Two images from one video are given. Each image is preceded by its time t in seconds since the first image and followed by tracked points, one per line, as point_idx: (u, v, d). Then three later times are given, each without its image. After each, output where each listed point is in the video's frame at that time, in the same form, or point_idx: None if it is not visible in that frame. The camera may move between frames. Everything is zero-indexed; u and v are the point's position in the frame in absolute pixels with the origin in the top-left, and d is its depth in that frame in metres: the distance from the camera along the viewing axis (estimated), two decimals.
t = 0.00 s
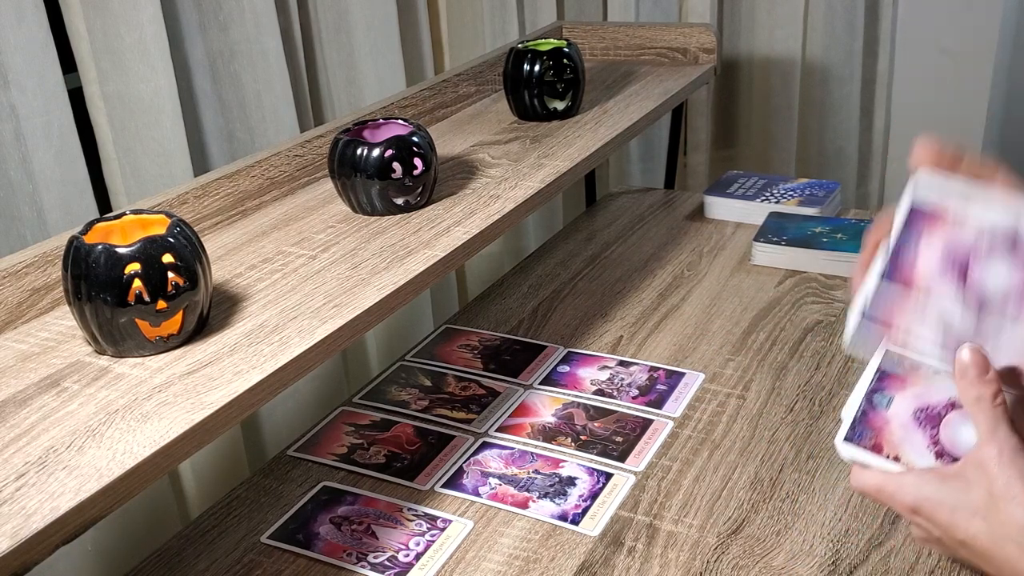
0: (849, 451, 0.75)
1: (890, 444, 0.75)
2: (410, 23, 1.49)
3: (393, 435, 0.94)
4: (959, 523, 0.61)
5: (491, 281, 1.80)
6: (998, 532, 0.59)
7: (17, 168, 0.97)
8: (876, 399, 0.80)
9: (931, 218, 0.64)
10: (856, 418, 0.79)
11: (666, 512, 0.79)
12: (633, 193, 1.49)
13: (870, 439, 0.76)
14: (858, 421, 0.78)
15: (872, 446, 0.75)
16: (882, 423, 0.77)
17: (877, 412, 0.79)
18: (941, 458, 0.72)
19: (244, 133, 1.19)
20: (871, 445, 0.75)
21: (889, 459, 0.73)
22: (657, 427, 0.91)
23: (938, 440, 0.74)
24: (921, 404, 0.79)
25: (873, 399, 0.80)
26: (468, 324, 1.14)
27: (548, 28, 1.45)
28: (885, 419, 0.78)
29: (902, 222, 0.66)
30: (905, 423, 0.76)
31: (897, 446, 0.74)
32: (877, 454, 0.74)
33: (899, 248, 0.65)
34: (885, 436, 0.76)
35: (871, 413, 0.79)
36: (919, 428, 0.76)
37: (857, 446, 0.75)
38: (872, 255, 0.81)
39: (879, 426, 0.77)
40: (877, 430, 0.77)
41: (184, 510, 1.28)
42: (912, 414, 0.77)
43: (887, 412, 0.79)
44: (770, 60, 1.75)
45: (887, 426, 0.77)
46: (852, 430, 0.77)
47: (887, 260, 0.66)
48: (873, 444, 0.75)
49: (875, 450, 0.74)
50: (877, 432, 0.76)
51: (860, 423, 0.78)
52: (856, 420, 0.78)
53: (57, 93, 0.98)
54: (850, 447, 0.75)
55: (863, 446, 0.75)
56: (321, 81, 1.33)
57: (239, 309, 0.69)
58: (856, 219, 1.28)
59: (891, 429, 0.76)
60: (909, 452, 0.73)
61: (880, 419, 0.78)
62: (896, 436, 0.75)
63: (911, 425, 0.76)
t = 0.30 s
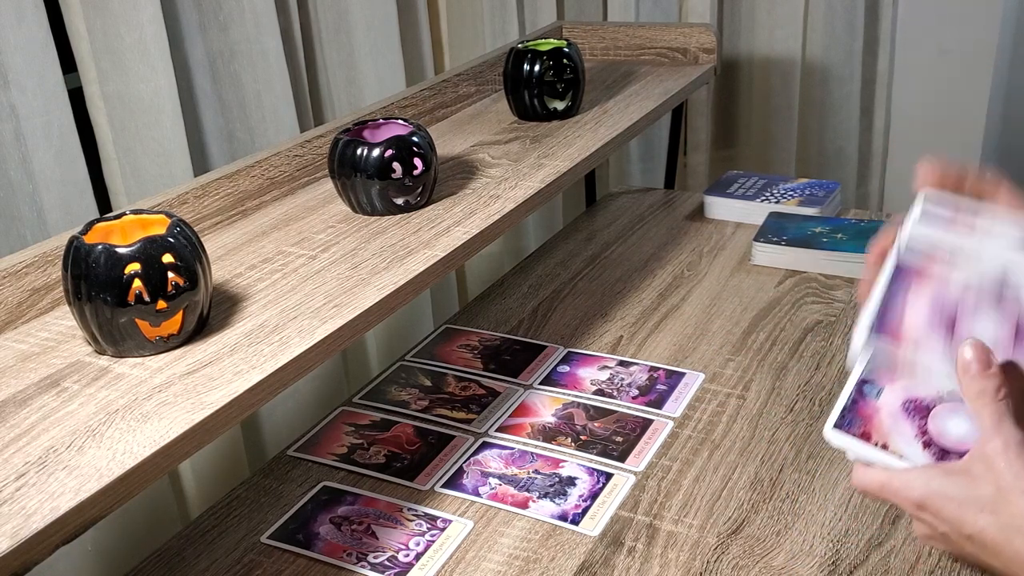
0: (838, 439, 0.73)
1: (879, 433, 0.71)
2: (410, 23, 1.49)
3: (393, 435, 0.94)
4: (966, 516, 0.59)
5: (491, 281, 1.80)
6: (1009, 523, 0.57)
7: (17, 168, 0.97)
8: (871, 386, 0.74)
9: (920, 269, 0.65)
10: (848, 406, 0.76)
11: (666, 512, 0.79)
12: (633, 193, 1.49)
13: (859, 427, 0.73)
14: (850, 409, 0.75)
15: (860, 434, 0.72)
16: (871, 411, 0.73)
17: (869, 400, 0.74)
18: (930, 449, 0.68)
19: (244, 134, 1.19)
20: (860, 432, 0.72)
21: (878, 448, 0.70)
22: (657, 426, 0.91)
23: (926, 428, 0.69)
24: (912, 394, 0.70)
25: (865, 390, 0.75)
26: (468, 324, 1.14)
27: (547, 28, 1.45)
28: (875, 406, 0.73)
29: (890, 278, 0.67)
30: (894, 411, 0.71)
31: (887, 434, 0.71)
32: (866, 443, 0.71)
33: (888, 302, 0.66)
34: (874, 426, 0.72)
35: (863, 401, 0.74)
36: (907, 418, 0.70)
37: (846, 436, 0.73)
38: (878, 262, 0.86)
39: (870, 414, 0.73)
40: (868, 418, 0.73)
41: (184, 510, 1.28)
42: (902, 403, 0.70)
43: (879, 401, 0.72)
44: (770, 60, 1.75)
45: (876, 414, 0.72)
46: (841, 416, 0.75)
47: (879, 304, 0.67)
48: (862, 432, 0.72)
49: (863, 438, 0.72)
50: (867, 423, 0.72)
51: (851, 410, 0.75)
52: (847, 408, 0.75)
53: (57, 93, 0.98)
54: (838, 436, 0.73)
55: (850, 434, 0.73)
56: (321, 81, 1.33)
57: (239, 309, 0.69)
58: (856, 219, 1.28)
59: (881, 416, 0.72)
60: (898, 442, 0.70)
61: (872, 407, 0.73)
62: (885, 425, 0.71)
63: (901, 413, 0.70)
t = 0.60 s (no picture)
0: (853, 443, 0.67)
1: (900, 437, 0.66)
2: (410, 24, 1.49)
3: (393, 435, 0.94)
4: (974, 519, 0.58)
5: (491, 282, 1.80)
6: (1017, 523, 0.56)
7: (17, 169, 0.97)
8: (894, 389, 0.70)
9: (944, 245, 0.67)
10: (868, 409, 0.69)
11: (666, 512, 0.79)
12: (633, 193, 1.49)
13: (880, 429, 0.67)
14: (871, 414, 0.69)
15: (884, 438, 0.66)
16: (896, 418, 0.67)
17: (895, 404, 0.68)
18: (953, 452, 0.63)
19: (244, 134, 1.19)
20: (880, 436, 0.67)
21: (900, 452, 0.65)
22: (657, 426, 0.91)
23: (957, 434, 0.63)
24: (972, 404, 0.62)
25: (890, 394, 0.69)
26: (468, 324, 1.14)
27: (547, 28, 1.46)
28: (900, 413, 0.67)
29: (888, 314, 0.68)
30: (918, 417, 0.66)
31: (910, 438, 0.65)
32: (886, 446, 0.66)
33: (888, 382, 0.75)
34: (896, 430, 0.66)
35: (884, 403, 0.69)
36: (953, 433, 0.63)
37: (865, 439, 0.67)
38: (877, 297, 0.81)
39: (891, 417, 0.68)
40: (886, 420, 0.67)
41: (184, 510, 1.28)
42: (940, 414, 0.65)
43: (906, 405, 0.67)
44: (770, 61, 1.75)
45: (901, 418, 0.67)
46: (859, 419, 0.69)
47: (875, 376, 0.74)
48: (881, 435, 0.67)
49: (885, 442, 0.66)
50: (891, 427, 0.67)
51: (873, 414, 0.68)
52: (866, 412, 0.69)
53: (57, 93, 0.98)
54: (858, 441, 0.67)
55: (867, 436, 0.67)
56: (321, 81, 1.33)
57: (239, 309, 0.69)
58: (856, 219, 1.28)
59: (905, 421, 0.66)
60: (919, 443, 0.65)
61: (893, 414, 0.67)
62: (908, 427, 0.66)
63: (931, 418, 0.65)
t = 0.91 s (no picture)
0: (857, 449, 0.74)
1: (899, 444, 0.73)
2: (410, 24, 1.49)
3: (393, 435, 0.94)
4: (971, 518, 0.64)
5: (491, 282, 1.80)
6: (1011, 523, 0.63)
7: (17, 169, 0.97)
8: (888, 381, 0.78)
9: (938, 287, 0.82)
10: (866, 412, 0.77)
11: (666, 512, 0.79)
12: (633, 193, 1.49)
13: (881, 436, 0.75)
14: (870, 417, 0.76)
15: (883, 443, 0.74)
16: (892, 421, 0.76)
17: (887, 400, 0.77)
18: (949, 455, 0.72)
19: (244, 134, 1.19)
20: (881, 442, 0.74)
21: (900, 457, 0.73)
22: (657, 426, 0.91)
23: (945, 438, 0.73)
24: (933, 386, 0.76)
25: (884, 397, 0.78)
26: (468, 324, 1.14)
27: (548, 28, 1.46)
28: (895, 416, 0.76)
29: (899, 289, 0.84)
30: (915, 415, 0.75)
31: (906, 443, 0.74)
32: (886, 452, 0.73)
33: (891, 356, 0.78)
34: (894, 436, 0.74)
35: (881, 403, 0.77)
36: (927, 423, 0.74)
37: (866, 446, 0.74)
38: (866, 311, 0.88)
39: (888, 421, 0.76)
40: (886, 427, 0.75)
41: (184, 509, 1.28)
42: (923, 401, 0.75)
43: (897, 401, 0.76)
44: (770, 61, 1.75)
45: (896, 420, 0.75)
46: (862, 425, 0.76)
47: (875, 358, 0.79)
48: (881, 442, 0.74)
49: (885, 447, 0.74)
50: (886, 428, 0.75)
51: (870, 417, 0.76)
52: (866, 414, 0.77)
53: (57, 92, 0.98)
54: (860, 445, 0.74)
55: (869, 443, 0.74)
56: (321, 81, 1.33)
57: (239, 309, 0.69)
58: (856, 219, 1.28)
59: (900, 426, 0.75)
60: (918, 450, 0.73)
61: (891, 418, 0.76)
62: (904, 434, 0.74)
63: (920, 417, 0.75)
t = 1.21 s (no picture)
0: (871, 412, 0.75)
1: (915, 401, 0.75)
2: (410, 24, 1.49)
3: (393, 435, 0.94)
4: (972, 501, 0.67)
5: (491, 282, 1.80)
6: (1004, 511, 0.65)
7: (17, 169, 0.97)
8: (901, 347, 0.78)
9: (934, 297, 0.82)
10: (880, 368, 0.78)
11: (666, 512, 0.79)
12: (633, 193, 1.49)
13: (895, 393, 0.76)
14: (883, 373, 0.77)
15: (897, 401, 0.75)
16: (906, 376, 0.76)
17: (901, 362, 0.77)
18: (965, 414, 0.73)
19: (244, 134, 1.19)
20: (895, 401, 0.75)
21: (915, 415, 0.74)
22: (657, 427, 0.91)
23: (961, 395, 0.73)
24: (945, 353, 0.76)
25: (898, 350, 0.78)
26: (468, 324, 1.14)
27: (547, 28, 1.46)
28: (910, 369, 0.76)
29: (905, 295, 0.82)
30: (929, 375, 0.75)
31: (922, 401, 0.75)
32: (903, 411, 0.74)
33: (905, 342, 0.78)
34: (910, 392, 0.75)
35: (896, 362, 0.77)
36: (942, 382, 0.75)
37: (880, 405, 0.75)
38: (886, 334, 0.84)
39: (903, 378, 0.76)
40: (901, 383, 0.76)
41: (184, 509, 1.28)
42: (937, 365, 0.76)
43: (912, 363, 0.77)
44: (770, 61, 1.75)
45: (911, 377, 0.76)
46: (876, 382, 0.77)
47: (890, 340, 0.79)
48: (897, 400, 0.75)
49: (900, 406, 0.75)
50: (901, 386, 0.76)
51: (883, 374, 0.77)
52: (880, 371, 0.77)
53: (57, 92, 0.98)
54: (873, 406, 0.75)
55: (886, 401, 0.75)
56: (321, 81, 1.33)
57: (239, 309, 0.69)
58: (856, 219, 1.28)
59: (914, 381, 0.76)
60: (934, 409, 0.74)
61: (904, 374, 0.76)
62: (921, 390, 0.75)
63: (935, 376, 0.75)
